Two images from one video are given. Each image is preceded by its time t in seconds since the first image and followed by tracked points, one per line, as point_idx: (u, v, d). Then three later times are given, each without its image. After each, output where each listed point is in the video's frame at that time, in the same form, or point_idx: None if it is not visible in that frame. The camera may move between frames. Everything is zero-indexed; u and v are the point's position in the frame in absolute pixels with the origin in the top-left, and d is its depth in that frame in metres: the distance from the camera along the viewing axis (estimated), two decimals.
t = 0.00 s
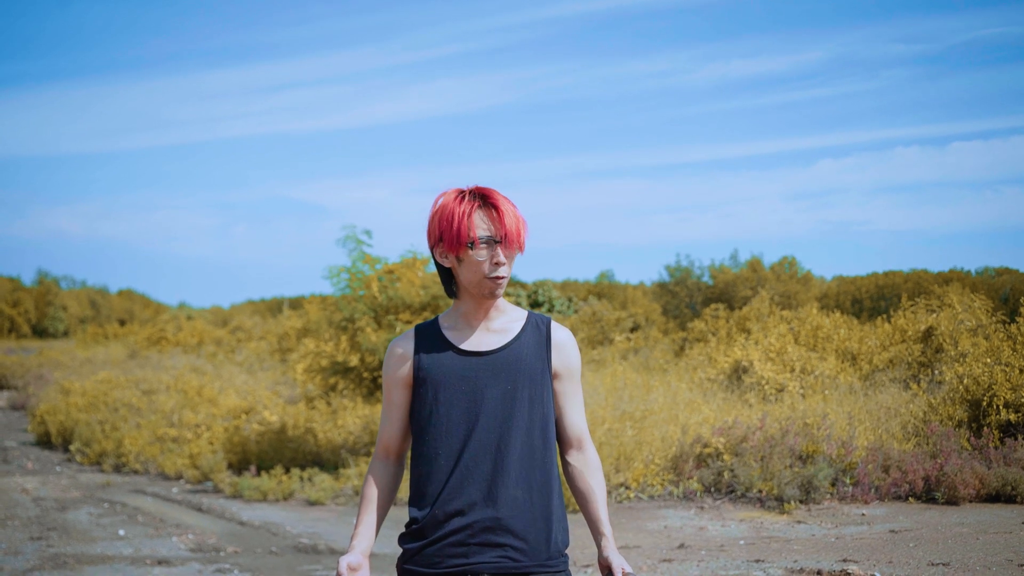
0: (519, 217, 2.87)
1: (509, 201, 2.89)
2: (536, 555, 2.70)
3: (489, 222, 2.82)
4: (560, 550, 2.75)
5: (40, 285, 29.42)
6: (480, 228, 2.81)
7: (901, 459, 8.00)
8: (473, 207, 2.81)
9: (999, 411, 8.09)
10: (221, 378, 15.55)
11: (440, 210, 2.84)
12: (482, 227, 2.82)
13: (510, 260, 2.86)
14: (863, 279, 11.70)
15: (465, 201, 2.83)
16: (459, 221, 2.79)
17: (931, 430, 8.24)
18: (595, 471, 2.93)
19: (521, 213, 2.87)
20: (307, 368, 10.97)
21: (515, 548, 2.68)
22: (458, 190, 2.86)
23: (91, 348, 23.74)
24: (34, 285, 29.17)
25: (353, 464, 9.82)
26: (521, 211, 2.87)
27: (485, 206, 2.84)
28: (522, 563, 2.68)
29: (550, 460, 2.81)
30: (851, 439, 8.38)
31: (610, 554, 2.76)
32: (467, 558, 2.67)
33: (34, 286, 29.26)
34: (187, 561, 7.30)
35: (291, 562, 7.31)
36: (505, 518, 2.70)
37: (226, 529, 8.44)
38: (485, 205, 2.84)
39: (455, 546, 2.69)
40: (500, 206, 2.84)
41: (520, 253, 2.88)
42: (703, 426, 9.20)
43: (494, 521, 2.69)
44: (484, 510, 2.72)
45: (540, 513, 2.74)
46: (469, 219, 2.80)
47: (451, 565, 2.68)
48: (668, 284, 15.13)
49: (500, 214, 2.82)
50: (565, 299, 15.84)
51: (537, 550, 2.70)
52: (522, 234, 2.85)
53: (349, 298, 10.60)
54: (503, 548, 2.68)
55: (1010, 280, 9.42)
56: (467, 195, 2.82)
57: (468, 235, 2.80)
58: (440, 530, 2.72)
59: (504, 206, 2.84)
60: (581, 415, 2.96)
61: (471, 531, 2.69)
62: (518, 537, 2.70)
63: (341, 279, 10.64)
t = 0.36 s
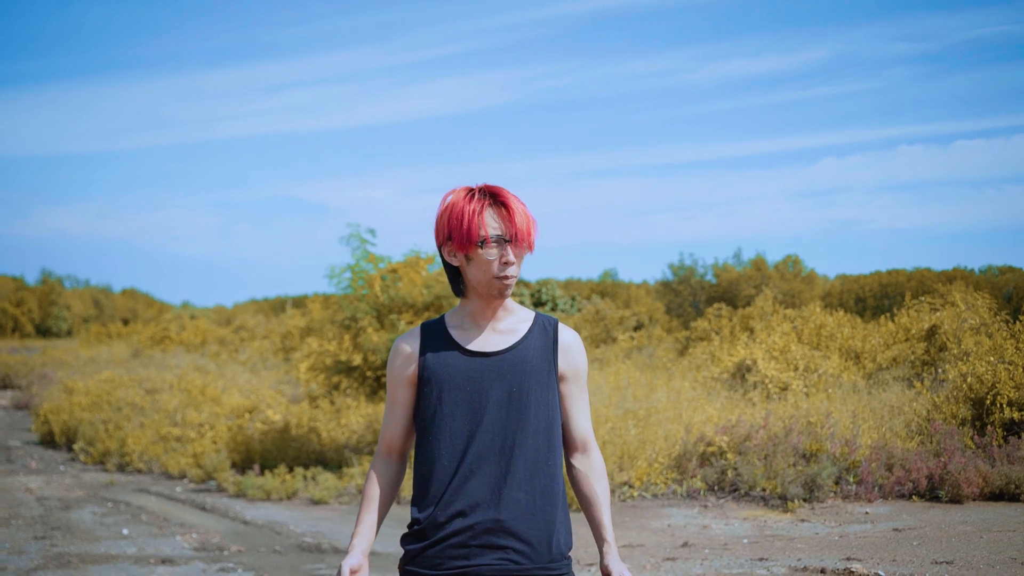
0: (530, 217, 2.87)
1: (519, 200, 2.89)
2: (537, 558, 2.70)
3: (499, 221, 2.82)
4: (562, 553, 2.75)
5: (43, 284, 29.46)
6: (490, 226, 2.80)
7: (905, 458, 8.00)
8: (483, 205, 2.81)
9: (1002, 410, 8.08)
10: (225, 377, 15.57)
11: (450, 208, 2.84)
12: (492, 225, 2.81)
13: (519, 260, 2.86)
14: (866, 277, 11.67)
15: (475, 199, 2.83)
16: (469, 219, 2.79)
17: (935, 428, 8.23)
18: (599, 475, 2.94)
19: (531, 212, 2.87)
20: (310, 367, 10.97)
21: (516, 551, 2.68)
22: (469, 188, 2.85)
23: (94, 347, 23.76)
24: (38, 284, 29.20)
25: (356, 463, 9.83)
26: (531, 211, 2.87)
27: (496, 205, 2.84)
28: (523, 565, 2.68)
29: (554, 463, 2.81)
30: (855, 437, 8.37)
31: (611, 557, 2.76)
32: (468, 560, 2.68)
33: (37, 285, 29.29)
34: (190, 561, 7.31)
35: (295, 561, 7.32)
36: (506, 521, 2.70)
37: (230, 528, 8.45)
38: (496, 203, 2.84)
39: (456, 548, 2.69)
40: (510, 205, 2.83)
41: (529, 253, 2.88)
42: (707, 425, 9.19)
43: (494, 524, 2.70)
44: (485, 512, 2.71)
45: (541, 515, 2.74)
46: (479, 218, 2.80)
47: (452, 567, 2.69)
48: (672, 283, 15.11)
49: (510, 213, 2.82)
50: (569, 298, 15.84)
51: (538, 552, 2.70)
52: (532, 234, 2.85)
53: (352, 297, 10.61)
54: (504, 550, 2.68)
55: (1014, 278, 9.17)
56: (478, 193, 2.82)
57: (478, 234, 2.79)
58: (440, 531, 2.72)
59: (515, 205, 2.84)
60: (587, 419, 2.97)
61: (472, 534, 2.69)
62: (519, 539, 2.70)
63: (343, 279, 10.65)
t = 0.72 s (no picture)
0: (534, 212, 2.85)
1: (524, 194, 2.88)
2: (541, 557, 2.69)
3: (502, 215, 2.82)
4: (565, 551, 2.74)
5: (45, 282, 29.45)
6: (491, 221, 2.80)
7: (906, 455, 7.99)
8: (486, 200, 2.81)
9: (1003, 407, 8.09)
10: (226, 375, 15.58)
11: (454, 202, 2.85)
12: (494, 220, 2.81)
13: (522, 255, 2.85)
14: (867, 275, 11.65)
15: (479, 193, 2.83)
16: (471, 213, 2.80)
17: (936, 425, 8.23)
18: (607, 473, 2.92)
19: (535, 207, 2.85)
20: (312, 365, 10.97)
21: (520, 549, 2.68)
22: (473, 182, 2.86)
23: (96, 346, 23.79)
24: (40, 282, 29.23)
25: (357, 461, 9.84)
26: (535, 206, 2.85)
27: (499, 199, 2.83)
28: (526, 564, 2.67)
29: (560, 462, 2.80)
30: (856, 435, 8.37)
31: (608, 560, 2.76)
32: (471, 558, 2.67)
33: (39, 283, 29.29)
34: (192, 558, 7.31)
35: (296, 559, 7.32)
36: (511, 519, 2.70)
37: (231, 526, 8.46)
38: (499, 198, 2.84)
39: (460, 546, 2.69)
40: (514, 199, 2.82)
41: (532, 248, 2.87)
42: (708, 422, 9.19)
43: (498, 522, 2.69)
44: (489, 510, 2.71)
45: (546, 514, 2.74)
46: (481, 212, 2.80)
47: (455, 564, 2.68)
48: (673, 280, 15.10)
49: (514, 208, 2.81)
50: (570, 296, 15.84)
51: (542, 551, 2.70)
52: (535, 230, 2.84)
53: (353, 295, 10.62)
54: (508, 548, 2.68)
55: (1016, 275, 9.20)
56: (481, 187, 2.82)
57: (479, 228, 2.80)
58: (444, 529, 2.72)
59: (519, 200, 2.83)
60: (597, 417, 2.95)
61: (476, 531, 2.69)
62: (523, 538, 2.69)
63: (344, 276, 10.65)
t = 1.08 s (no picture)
0: (532, 210, 2.84)
1: (527, 191, 2.87)
2: (542, 556, 2.69)
3: (499, 211, 2.82)
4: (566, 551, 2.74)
5: (44, 280, 29.43)
6: (487, 218, 2.81)
7: (905, 454, 7.99)
8: (484, 196, 2.82)
9: (1003, 405, 8.10)
10: (225, 372, 15.59)
11: (456, 197, 2.88)
12: (491, 216, 2.82)
13: (518, 253, 2.84)
14: (867, 274, 11.63)
15: (478, 190, 2.84)
16: (468, 209, 2.82)
17: (935, 424, 8.24)
18: (608, 475, 2.93)
19: (533, 206, 2.83)
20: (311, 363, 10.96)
21: (521, 548, 2.68)
22: (476, 178, 2.88)
23: (95, 343, 23.79)
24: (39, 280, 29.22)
25: (357, 459, 9.84)
26: (533, 205, 2.83)
27: (498, 195, 2.83)
28: (527, 563, 2.67)
29: (562, 463, 2.80)
30: (855, 433, 8.38)
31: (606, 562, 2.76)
32: (473, 556, 2.67)
33: (38, 281, 29.28)
34: (191, 556, 7.32)
35: (295, 557, 7.32)
36: (511, 518, 2.70)
37: (231, 524, 8.46)
38: (497, 194, 2.84)
39: (461, 544, 2.69)
40: (511, 196, 2.82)
41: (530, 247, 2.85)
42: (707, 420, 9.19)
43: (500, 520, 2.69)
44: (490, 509, 2.71)
45: (547, 514, 2.74)
46: (477, 207, 2.81)
47: (456, 562, 2.68)
48: (672, 279, 15.10)
49: (510, 205, 2.80)
50: (569, 294, 15.84)
51: (542, 550, 2.70)
52: (533, 229, 2.82)
53: (353, 293, 10.62)
54: (509, 547, 2.68)
55: (1015, 274, 9.12)
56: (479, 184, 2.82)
57: (475, 224, 2.81)
58: (445, 527, 2.72)
59: (519, 197, 2.82)
60: (600, 420, 2.96)
61: (477, 530, 2.69)
62: (523, 537, 2.69)
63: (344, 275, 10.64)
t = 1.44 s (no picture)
0: (526, 220, 2.84)
1: (527, 202, 2.88)
2: (545, 562, 2.71)
3: (496, 219, 2.87)
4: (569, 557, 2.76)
5: (48, 290, 29.48)
6: (483, 225, 2.87)
7: (908, 464, 7.99)
8: (485, 203, 2.88)
9: (1005, 416, 8.10)
10: (228, 382, 15.60)
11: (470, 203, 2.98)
12: (487, 224, 2.87)
13: (508, 262, 2.85)
14: (870, 285, 11.63)
15: (486, 198, 2.91)
16: (468, 215, 2.90)
17: (937, 434, 8.25)
18: (613, 493, 2.93)
19: (525, 217, 2.83)
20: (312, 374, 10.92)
21: (525, 553, 2.69)
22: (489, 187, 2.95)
23: (98, 353, 23.81)
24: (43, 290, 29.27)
25: (360, 469, 9.86)
26: (525, 216, 2.83)
27: (497, 204, 2.88)
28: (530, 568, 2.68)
29: (568, 472, 2.82)
30: (858, 443, 8.39)
31: None
32: (477, 561, 2.68)
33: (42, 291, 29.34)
34: (194, 566, 7.32)
35: (298, 567, 7.32)
36: (516, 524, 2.71)
37: (233, 533, 8.46)
38: (497, 203, 2.88)
39: (466, 549, 2.70)
40: (508, 205, 2.85)
41: (520, 258, 2.85)
42: (710, 430, 9.20)
43: (504, 526, 2.70)
44: (495, 515, 2.73)
45: (552, 522, 2.76)
46: (475, 214, 2.88)
47: (460, 568, 2.70)
48: (675, 289, 15.12)
49: (503, 214, 2.84)
50: (572, 305, 15.87)
51: (546, 556, 2.71)
52: (523, 238, 2.83)
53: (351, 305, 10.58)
54: (512, 553, 2.69)
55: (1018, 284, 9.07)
56: (482, 192, 2.89)
57: (472, 229, 2.88)
58: (449, 532, 2.74)
59: (515, 207, 2.85)
60: (608, 438, 2.95)
61: (482, 535, 2.70)
62: (527, 543, 2.70)
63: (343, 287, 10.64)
